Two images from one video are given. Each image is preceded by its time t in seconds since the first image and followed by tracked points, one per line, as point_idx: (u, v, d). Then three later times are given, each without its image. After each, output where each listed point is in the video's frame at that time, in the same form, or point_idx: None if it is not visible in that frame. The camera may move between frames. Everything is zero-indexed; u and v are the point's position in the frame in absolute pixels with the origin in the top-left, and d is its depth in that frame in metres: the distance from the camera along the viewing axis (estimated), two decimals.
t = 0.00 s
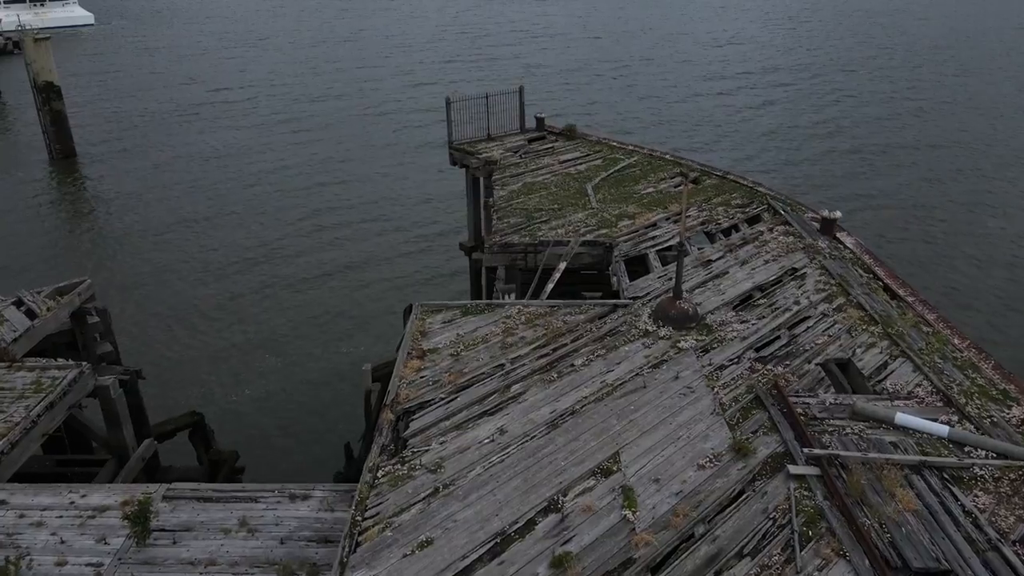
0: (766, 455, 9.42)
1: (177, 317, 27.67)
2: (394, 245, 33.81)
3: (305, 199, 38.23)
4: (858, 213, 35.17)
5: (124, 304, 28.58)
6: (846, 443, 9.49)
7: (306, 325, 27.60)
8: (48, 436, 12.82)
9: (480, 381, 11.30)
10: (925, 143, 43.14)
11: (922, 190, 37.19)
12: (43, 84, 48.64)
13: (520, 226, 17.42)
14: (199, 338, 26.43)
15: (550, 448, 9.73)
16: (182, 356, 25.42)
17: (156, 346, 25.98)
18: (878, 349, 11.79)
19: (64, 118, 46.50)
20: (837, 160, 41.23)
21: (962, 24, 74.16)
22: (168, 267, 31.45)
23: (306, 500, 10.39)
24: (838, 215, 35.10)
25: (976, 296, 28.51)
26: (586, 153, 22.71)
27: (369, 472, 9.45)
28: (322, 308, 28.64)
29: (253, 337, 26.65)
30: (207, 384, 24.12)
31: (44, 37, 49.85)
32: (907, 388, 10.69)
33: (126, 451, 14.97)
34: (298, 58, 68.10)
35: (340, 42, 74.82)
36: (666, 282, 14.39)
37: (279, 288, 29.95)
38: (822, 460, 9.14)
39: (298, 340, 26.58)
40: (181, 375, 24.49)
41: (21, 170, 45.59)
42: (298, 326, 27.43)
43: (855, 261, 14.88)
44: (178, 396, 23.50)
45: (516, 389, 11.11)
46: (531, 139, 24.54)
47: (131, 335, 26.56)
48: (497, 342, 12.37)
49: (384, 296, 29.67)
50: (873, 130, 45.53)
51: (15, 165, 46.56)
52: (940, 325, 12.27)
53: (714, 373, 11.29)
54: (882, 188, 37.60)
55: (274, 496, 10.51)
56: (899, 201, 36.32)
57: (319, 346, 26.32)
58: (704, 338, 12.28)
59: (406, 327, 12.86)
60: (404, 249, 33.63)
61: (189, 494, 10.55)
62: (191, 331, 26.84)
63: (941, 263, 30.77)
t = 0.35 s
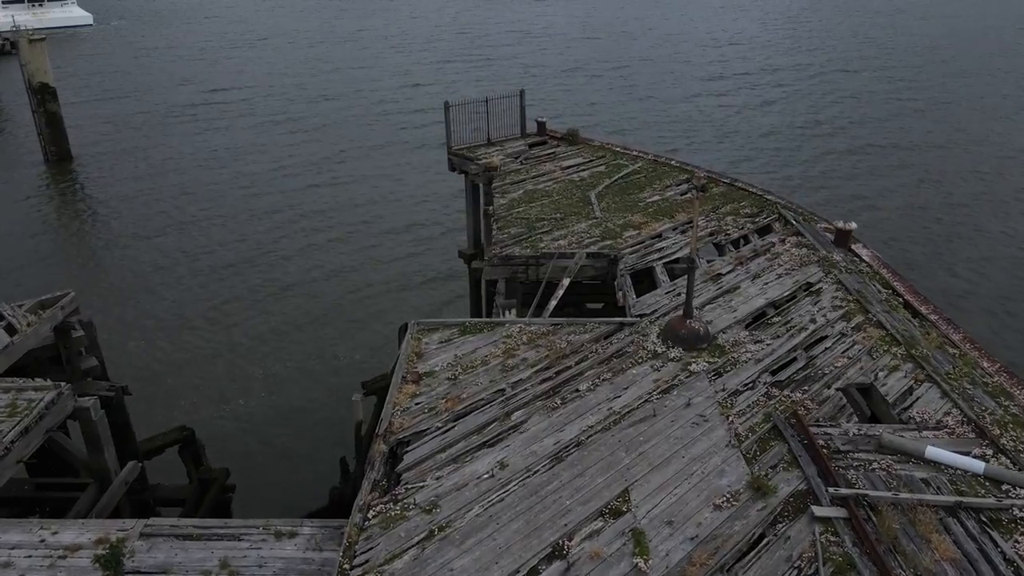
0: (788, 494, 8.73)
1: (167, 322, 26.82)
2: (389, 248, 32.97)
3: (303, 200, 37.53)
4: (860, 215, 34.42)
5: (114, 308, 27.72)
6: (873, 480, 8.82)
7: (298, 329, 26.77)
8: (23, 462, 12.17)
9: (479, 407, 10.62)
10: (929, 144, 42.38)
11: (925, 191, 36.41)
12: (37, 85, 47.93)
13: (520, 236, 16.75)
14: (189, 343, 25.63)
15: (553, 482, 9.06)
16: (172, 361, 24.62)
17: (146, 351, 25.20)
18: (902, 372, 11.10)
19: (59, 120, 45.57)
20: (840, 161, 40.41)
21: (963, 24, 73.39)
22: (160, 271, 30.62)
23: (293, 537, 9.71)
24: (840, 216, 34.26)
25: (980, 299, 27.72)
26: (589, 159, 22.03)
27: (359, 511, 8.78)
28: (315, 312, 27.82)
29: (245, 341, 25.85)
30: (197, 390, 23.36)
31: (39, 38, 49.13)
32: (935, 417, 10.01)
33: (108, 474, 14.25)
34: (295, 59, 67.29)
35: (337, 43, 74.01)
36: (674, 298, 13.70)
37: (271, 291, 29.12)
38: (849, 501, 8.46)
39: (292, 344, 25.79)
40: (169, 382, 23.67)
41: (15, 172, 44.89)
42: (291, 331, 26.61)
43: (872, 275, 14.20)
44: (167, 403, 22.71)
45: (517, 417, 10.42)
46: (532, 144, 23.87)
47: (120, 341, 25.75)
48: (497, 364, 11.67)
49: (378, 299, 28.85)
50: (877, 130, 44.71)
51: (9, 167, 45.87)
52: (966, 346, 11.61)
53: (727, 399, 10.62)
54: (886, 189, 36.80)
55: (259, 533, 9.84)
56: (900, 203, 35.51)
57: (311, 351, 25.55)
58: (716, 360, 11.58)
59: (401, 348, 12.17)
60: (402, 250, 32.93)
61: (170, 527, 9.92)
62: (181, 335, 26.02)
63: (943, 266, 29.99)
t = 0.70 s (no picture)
0: (813, 541, 8.07)
1: (157, 327, 26.01)
2: (387, 249, 32.28)
3: (300, 201, 36.84)
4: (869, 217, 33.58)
5: (103, 313, 26.89)
6: (905, 524, 8.15)
7: (291, 334, 25.92)
8: None
9: (478, 440, 9.92)
10: (938, 145, 41.53)
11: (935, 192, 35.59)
12: (32, 87, 47.19)
13: (522, 248, 16.08)
14: (181, 349, 24.87)
15: (559, 528, 8.36)
16: (160, 368, 23.79)
17: (135, 357, 24.38)
18: (929, 399, 10.42)
19: (54, 121, 44.77)
20: (846, 162, 39.61)
21: (966, 24, 72.70)
22: (154, 273, 29.89)
23: None
24: (848, 218, 33.50)
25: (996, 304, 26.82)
26: (591, 166, 21.37)
27: (347, 562, 8.07)
28: (309, 317, 27.00)
29: (237, 347, 25.04)
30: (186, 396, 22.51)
31: (34, 39, 48.34)
32: (968, 451, 9.34)
33: (88, 501, 13.58)
34: (292, 60, 66.58)
35: (335, 44, 73.30)
36: (684, 316, 13.02)
37: (265, 295, 28.33)
38: (880, 549, 7.80)
39: (284, 350, 24.96)
40: (157, 389, 22.84)
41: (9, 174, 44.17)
42: (283, 336, 25.77)
43: (891, 291, 13.53)
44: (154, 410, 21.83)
45: (518, 450, 9.73)
46: (533, 149, 23.22)
47: (108, 347, 24.89)
48: (498, 390, 10.97)
49: (373, 303, 28.01)
50: (883, 131, 43.95)
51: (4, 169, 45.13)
52: (996, 371, 10.95)
53: (744, 432, 9.90)
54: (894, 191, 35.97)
55: None
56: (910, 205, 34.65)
57: (304, 356, 24.71)
58: (731, 385, 10.88)
59: (396, 372, 11.46)
60: (400, 251, 32.23)
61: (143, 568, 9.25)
62: (174, 341, 25.27)
63: (955, 268, 29.09)
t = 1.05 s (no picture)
0: None
1: (147, 332, 25.22)
2: (384, 251, 31.56)
3: (296, 202, 36.14)
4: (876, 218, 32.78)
5: (94, 317, 26.15)
6: None
7: (284, 338, 25.10)
8: None
9: (477, 477, 9.25)
10: (944, 145, 40.78)
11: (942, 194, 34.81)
12: (27, 88, 46.45)
13: (524, 262, 15.38)
14: (171, 353, 24.03)
15: None
16: (149, 373, 22.99)
17: (123, 362, 23.57)
18: (961, 432, 9.76)
19: (49, 123, 44.03)
20: (852, 164, 38.84)
21: (971, 25, 71.93)
22: (146, 276, 29.15)
23: None
24: (854, 219, 32.83)
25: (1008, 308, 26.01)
26: (595, 174, 20.68)
27: None
28: (302, 322, 26.19)
29: (228, 352, 24.23)
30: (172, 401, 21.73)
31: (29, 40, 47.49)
32: (1007, 492, 8.68)
33: (68, 534, 12.96)
34: (290, 61, 65.86)
35: (333, 44, 72.56)
36: (695, 336, 12.34)
37: (259, 298, 27.60)
38: None
39: (277, 356, 24.16)
40: (144, 394, 22.02)
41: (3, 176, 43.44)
42: (276, 341, 24.96)
43: (913, 309, 12.86)
44: (141, 418, 21.04)
45: (520, 488, 9.05)
46: (534, 155, 22.53)
47: (95, 352, 24.08)
48: (497, 420, 10.29)
49: (368, 307, 27.20)
50: (889, 132, 43.20)
51: None
52: None
53: (762, 467, 9.24)
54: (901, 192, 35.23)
55: None
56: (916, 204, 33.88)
57: (296, 361, 23.89)
58: (747, 415, 10.20)
59: (390, 399, 10.79)
60: (398, 253, 31.50)
61: None
62: (164, 346, 24.47)
63: (965, 271, 28.30)
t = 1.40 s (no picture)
0: None
1: (135, 337, 24.45)
2: (380, 253, 30.85)
3: (292, 204, 35.44)
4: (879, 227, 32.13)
5: (81, 320, 25.39)
6: None
7: (275, 343, 24.30)
8: None
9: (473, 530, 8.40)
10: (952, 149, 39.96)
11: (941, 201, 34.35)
12: (22, 90, 45.52)
13: (525, 277, 14.67)
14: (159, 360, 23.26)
15: None
16: (136, 380, 22.20)
17: (109, 369, 22.77)
18: (996, 469, 9.08)
19: (44, 127, 43.26)
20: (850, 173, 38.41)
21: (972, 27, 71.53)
22: (137, 278, 28.41)
23: None
24: (856, 220, 32.13)
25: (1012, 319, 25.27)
26: (599, 181, 20.02)
27: None
28: (295, 327, 25.41)
29: (218, 357, 23.45)
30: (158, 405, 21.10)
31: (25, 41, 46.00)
32: None
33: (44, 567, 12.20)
34: (288, 61, 65.20)
35: (332, 45, 71.90)
36: (707, 359, 11.65)
37: (252, 301, 26.84)
38: None
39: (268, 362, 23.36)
40: (130, 403, 21.20)
41: None
42: (267, 346, 24.16)
43: (936, 330, 12.18)
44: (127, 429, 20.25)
45: (523, 533, 8.36)
46: (537, 162, 21.86)
47: (84, 360, 23.20)
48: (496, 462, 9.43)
49: (363, 311, 26.43)
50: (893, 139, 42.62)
51: None
52: None
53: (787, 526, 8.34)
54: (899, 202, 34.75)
55: None
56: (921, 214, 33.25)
57: (290, 368, 23.04)
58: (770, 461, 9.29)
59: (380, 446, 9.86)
60: (394, 255, 30.80)
61: None
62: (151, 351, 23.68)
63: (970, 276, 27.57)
